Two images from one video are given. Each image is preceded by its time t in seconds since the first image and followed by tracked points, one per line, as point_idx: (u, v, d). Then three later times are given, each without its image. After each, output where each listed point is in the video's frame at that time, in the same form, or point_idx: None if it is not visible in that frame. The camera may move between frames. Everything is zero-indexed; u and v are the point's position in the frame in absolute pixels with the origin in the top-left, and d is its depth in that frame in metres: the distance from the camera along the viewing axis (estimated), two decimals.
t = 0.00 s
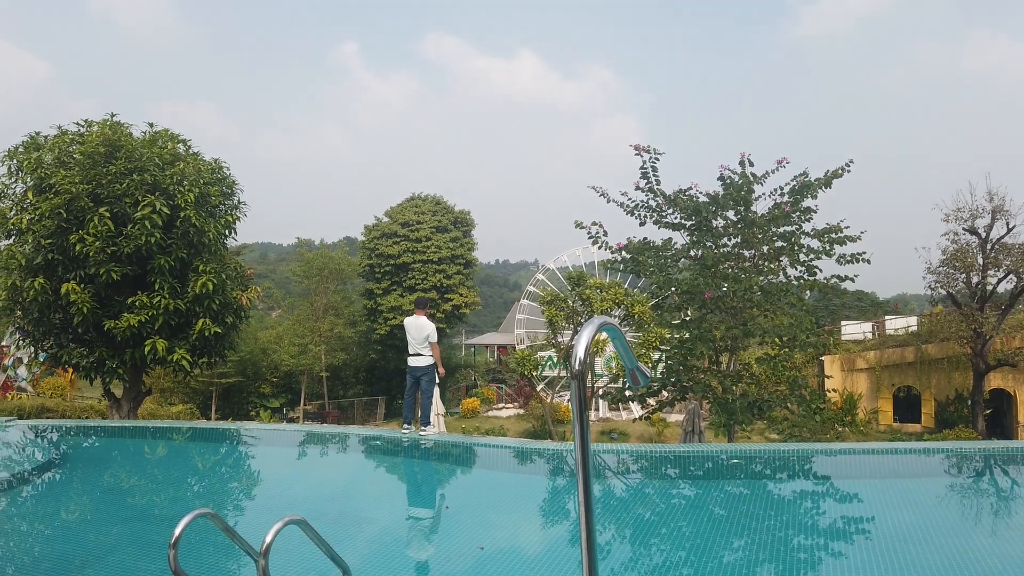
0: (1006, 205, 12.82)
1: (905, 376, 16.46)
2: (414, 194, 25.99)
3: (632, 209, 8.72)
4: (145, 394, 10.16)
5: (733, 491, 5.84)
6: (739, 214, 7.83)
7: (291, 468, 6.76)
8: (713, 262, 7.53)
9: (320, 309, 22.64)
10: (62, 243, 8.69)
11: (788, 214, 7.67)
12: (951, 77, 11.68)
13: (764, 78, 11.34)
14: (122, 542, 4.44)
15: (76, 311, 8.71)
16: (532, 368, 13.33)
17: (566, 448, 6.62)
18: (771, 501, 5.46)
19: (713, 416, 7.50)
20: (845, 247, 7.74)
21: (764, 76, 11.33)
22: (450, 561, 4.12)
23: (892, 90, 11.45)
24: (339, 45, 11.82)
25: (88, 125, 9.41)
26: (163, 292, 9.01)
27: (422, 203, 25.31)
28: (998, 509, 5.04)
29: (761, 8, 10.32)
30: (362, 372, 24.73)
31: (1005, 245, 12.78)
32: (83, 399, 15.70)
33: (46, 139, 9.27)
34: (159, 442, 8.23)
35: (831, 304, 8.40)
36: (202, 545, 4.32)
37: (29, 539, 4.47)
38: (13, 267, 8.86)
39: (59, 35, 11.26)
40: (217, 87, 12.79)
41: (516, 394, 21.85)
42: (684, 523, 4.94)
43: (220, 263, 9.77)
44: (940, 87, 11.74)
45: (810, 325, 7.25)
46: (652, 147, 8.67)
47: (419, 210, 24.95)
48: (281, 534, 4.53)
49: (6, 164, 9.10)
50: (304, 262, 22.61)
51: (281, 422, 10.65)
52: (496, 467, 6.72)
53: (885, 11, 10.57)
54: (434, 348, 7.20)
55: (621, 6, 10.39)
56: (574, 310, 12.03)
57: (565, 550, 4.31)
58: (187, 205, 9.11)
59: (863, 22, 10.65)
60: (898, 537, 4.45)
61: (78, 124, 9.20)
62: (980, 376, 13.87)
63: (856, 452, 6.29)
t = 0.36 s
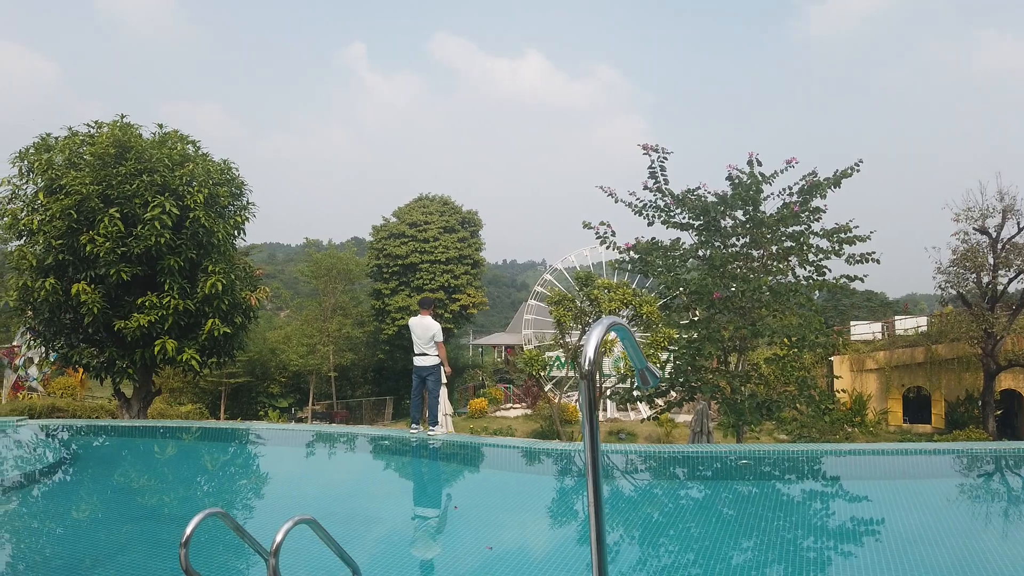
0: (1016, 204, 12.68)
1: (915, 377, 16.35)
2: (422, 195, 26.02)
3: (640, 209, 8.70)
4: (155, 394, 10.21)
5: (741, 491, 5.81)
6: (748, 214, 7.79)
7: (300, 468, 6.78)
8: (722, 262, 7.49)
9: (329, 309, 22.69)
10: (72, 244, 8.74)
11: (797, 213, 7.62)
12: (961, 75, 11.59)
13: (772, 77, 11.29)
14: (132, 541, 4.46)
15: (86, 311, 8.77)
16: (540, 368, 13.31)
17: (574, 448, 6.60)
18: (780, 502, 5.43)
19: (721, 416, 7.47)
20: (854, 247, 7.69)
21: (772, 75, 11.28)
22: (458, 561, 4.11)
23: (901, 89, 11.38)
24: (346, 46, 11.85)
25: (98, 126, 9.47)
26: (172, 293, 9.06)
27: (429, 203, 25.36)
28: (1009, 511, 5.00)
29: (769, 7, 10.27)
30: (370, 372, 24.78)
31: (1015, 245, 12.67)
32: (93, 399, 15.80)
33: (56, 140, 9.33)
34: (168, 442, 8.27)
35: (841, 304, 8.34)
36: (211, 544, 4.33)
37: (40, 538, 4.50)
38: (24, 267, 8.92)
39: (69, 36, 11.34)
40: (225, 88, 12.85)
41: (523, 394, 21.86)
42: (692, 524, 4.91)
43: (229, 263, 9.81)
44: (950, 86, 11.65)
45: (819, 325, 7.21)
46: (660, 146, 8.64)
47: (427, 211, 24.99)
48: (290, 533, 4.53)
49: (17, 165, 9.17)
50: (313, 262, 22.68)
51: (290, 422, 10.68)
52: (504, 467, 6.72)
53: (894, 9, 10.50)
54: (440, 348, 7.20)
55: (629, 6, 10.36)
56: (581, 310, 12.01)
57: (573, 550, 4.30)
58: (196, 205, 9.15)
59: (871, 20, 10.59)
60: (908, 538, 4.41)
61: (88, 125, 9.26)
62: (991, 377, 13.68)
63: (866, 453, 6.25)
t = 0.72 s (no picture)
0: None
1: (932, 377, 16.15)
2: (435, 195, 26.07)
3: (654, 209, 8.64)
4: (171, 393, 10.30)
5: (757, 492, 5.75)
6: (763, 214, 7.71)
7: (314, 467, 6.80)
8: (736, 262, 7.42)
9: (343, 309, 22.79)
10: (90, 244, 8.83)
11: (812, 213, 7.53)
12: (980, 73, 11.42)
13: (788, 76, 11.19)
14: (149, 539, 4.49)
15: (104, 311, 8.86)
16: (553, 368, 13.27)
17: (588, 448, 6.57)
18: (795, 503, 5.36)
19: (736, 416, 7.41)
20: (871, 247, 7.59)
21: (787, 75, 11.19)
22: (471, 561, 4.10)
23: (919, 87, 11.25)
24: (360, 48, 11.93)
25: (115, 128, 9.57)
26: (189, 293, 9.13)
27: (443, 204, 25.41)
28: None
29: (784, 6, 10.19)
30: (384, 371, 24.84)
31: None
32: (110, 398, 15.92)
33: (74, 141, 9.43)
34: (184, 441, 8.32)
35: (857, 304, 8.24)
36: (227, 543, 4.34)
37: (58, 536, 4.54)
38: (43, 268, 9.03)
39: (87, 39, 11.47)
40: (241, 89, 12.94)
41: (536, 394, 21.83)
42: (707, 524, 4.87)
43: (244, 264, 9.88)
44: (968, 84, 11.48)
45: (835, 325, 7.12)
46: (674, 146, 8.60)
47: (441, 211, 25.04)
48: (305, 533, 4.53)
49: (36, 167, 9.29)
50: (327, 262, 22.79)
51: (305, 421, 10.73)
52: (517, 467, 6.70)
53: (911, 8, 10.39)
54: (451, 348, 7.20)
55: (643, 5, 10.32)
56: (595, 310, 11.95)
57: (586, 550, 4.28)
58: (212, 207, 9.23)
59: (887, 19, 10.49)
60: (926, 540, 4.34)
61: (105, 127, 9.36)
62: (1010, 378, 13.42)
63: (883, 454, 6.15)
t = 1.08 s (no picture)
0: None
1: (948, 378, 15.97)
2: (446, 196, 26.11)
3: (666, 208, 8.60)
4: (185, 393, 10.37)
5: (770, 493, 5.69)
6: (775, 213, 7.65)
7: (326, 467, 6.82)
8: (749, 262, 7.37)
9: (355, 309, 22.87)
10: (106, 245, 8.92)
11: (826, 212, 7.46)
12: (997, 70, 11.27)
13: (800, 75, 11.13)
14: (163, 537, 4.52)
15: (119, 311, 8.93)
16: (564, 368, 13.23)
17: (600, 448, 6.54)
18: (809, 504, 5.31)
19: (749, 417, 7.36)
20: (885, 246, 7.51)
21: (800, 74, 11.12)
22: (482, 560, 4.09)
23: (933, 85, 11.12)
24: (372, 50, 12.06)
25: (130, 129, 9.65)
26: (202, 293, 9.19)
27: (454, 204, 25.45)
28: None
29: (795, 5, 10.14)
30: (395, 371, 24.88)
31: None
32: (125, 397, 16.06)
33: (89, 143, 9.52)
34: (198, 440, 8.37)
35: (871, 304, 8.15)
36: (240, 542, 4.36)
37: (73, 534, 4.58)
38: (59, 268, 9.12)
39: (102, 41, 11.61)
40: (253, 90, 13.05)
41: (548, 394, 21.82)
42: (719, 525, 4.83)
43: (257, 263, 9.94)
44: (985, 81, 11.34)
45: (849, 325, 7.04)
46: (686, 146, 8.55)
47: (452, 211, 25.07)
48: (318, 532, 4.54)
49: (52, 168, 9.38)
50: (339, 262, 22.88)
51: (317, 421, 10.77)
52: (529, 467, 6.68)
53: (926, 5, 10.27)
54: (459, 348, 7.20)
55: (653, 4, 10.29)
56: (606, 310, 11.89)
57: (598, 551, 4.25)
58: (225, 207, 9.28)
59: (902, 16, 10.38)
60: (942, 541, 4.28)
61: (120, 128, 9.44)
62: None
63: (897, 455, 6.08)
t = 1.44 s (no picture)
0: None
1: (961, 378, 15.78)
2: (456, 196, 26.16)
3: (676, 208, 8.55)
4: (197, 392, 10.44)
5: (781, 494, 5.65)
6: (787, 213, 7.60)
7: (337, 466, 6.83)
8: (761, 261, 7.32)
9: (365, 309, 22.93)
10: (118, 245, 8.99)
11: (838, 211, 7.40)
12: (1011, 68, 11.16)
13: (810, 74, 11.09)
14: (176, 536, 4.55)
15: (132, 311, 9.00)
16: (575, 368, 13.19)
17: (611, 448, 6.51)
18: (821, 505, 5.26)
19: (761, 417, 7.32)
20: (898, 246, 7.43)
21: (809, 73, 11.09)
22: (492, 560, 4.08)
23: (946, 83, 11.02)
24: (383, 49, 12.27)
25: (142, 130, 9.72)
26: (214, 293, 9.24)
27: (464, 204, 25.50)
28: None
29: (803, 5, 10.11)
30: (406, 371, 24.91)
31: None
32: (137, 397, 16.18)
33: (102, 144, 9.59)
34: (210, 440, 8.42)
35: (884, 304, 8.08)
36: (253, 541, 4.37)
37: (87, 533, 4.61)
38: (72, 268, 9.19)
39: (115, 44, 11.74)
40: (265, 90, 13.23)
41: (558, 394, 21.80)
42: (731, 526, 4.79)
43: (268, 264, 10.00)
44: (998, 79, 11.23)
45: (862, 325, 6.97)
46: (696, 145, 8.51)
47: (462, 211, 25.10)
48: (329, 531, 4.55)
49: (66, 169, 9.47)
50: (350, 263, 22.97)
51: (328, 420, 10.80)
52: (539, 467, 6.67)
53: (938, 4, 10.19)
54: (467, 349, 7.20)
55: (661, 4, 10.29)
56: (617, 310, 11.83)
57: (608, 551, 4.23)
58: (237, 207, 9.33)
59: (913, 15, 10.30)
60: (956, 543, 4.23)
61: (133, 130, 9.52)
62: None
63: (911, 455, 6.01)
